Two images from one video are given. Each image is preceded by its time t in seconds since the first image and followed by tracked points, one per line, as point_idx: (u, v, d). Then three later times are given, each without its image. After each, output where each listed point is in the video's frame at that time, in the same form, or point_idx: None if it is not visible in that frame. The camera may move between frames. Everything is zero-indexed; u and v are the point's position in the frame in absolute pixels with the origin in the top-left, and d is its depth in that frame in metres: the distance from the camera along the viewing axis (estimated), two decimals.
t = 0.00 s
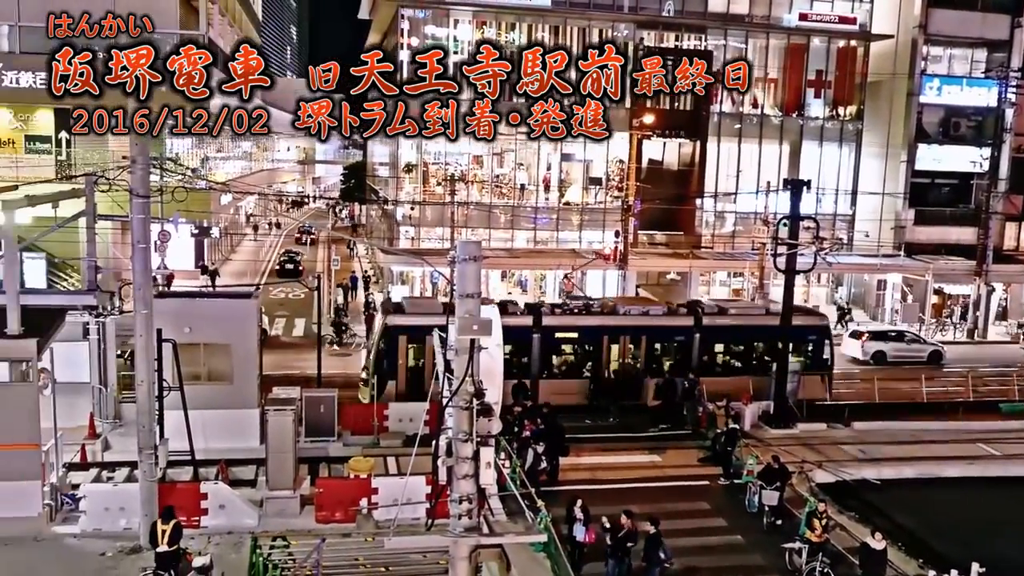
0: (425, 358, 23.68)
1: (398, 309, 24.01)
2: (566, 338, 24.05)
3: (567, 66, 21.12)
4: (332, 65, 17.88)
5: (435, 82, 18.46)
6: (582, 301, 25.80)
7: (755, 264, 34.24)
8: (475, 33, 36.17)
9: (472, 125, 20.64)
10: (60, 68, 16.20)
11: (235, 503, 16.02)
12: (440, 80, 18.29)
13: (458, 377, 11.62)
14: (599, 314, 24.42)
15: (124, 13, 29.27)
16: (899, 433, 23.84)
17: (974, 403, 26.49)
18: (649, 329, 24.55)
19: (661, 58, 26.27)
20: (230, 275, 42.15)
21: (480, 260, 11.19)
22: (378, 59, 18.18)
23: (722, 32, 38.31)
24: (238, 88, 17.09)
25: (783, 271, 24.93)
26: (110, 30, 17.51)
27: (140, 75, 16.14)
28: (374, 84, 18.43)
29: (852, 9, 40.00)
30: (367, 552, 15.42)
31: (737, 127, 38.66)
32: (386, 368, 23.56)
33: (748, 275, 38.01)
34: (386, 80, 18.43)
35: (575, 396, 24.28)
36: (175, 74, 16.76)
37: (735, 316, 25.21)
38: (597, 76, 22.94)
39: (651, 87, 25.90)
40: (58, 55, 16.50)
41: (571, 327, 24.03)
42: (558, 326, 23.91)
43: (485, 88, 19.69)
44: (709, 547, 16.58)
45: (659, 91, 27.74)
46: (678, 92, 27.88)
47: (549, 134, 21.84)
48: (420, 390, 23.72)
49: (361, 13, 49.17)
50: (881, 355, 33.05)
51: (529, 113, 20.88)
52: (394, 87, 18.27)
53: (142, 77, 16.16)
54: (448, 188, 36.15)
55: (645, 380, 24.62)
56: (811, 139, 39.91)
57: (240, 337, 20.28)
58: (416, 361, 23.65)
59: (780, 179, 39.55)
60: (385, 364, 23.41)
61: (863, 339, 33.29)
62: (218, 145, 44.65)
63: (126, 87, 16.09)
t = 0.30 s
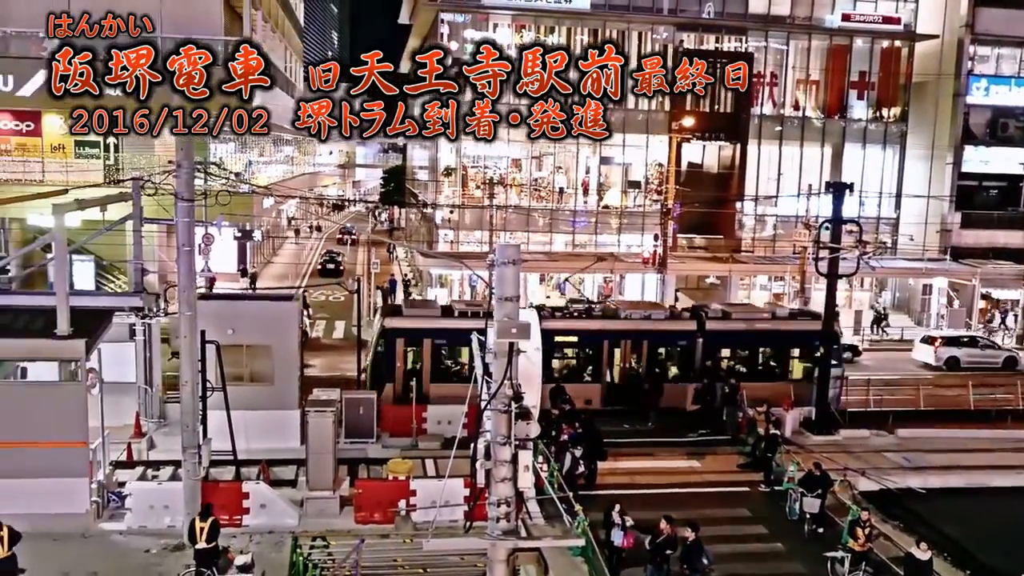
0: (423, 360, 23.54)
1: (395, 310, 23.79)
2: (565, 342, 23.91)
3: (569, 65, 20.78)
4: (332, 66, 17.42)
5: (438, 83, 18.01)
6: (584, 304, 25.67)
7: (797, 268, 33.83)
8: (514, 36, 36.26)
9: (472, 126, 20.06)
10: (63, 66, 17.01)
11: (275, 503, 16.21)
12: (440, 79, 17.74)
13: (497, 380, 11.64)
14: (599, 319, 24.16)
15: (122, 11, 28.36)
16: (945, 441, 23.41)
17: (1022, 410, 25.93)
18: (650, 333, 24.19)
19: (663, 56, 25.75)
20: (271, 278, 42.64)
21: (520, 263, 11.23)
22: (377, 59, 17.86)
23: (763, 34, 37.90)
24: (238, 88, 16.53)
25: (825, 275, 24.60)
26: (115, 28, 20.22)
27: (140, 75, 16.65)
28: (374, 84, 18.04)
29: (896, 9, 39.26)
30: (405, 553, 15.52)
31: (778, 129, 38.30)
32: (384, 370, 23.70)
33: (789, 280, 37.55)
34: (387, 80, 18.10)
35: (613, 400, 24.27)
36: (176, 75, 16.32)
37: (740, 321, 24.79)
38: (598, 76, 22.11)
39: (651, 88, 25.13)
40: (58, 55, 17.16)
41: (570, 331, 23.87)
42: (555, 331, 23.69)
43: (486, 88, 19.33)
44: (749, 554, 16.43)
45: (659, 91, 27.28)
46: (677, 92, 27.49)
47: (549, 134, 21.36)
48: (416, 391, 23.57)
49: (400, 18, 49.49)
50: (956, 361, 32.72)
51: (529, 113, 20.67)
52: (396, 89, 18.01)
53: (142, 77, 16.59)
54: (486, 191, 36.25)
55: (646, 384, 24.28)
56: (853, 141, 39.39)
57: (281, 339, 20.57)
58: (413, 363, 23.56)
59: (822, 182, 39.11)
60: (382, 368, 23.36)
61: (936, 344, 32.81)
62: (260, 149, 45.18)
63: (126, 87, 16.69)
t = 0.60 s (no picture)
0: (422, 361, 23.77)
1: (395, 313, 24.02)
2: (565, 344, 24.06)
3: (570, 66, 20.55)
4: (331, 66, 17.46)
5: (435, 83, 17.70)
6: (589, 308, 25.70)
7: (841, 271, 33.29)
8: (556, 39, 36.44)
9: (471, 127, 19.72)
10: (64, 65, 18.48)
11: (318, 503, 16.44)
12: (440, 79, 17.70)
13: (536, 383, 11.64)
14: (615, 323, 24.18)
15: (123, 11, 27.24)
16: (994, 448, 22.92)
17: None
18: (654, 336, 24.12)
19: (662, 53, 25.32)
20: (313, 280, 43.11)
21: (560, 266, 11.24)
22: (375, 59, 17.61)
23: (807, 34, 37.46)
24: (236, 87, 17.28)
25: (870, 279, 24.19)
26: (112, 28, 21.48)
27: (140, 74, 17.83)
28: (372, 84, 17.85)
29: (945, 8, 38.32)
30: (446, 554, 15.61)
31: (822, 131, 37.81)
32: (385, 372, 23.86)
33: (834, 283, 37.04)
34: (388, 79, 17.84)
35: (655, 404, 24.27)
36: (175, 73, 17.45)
37: (747, 325, 24.62)
38: (598, 76, 21.97)
39: (650, 89, 24.73)
40: (59, 55, 18.52)
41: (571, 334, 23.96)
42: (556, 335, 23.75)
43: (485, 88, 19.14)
44: (792, 560, 16.25)
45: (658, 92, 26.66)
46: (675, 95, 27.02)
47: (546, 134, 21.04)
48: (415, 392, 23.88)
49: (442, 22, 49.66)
50: None
51: (528, 113, 20.71)
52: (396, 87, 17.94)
53: (141, 76, 17.84)
54: (527, 194, 36.29)
55: (647, 388, 24.31)
56: (900, 142, 38.74)
57: (323, 340, 20.76)
58: (413, 366, 23.81)
59: (867, 185, 38.44)
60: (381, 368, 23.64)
61: (1013, 350, 32.34)
62: (303, 153, 45.67)
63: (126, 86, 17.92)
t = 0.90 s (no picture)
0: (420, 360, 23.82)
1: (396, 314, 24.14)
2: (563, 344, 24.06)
3: (570, 66, 22.02)
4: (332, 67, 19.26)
5: (436, 84, 19.76)
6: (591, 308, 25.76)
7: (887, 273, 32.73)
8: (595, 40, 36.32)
9: (472, 126, 21.27)
10: (65, 65, 21.74)
11: (356, 501, 16.59)
12: (439, 80, 19.84)
13: (575, 384, 11.60)
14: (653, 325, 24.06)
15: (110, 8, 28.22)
16: None
17: None
18: (654, 337, 23.94)
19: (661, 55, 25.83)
20: (354, 280, 43.54)
21: (599, 267, 11.21)
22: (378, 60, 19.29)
23: (851, 34, 37.00)
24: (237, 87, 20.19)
25: (915, 281, 23.74)
26: (110, 29, 26.12)
27: (139, 74, 20.89)
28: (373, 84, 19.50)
29: (994, 5, 37.36)
30: (484, 554, 15.64)
31: (867, 132, 37.13)
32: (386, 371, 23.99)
33: (878, 286, 36.49)
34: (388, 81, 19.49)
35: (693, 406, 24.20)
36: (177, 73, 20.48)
37: (747, 327, 24.38)
38: (597, 77, 23.34)
39: (652, 89, 25.82)
40: (59, 57, 21.72)
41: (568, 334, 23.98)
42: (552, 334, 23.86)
43: (487, 89, 20.82)
44: (834, 566, 16.06)
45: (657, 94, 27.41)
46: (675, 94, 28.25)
47: (548, 135, 22.34)
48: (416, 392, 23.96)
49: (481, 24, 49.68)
50: None
51: (529, 113, 21.90)
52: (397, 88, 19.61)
53: (141, 76, 20.94)
54: (566, 196, 36.24)
55: (666, 390, 24.01)
56: (947, 143, 37.99)
57: (363, 340, 20.96)
58: (412, 364, 23.89)
59: (913, 186, 37.77)
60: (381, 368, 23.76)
61: None
62: (344, 156, 46.12)
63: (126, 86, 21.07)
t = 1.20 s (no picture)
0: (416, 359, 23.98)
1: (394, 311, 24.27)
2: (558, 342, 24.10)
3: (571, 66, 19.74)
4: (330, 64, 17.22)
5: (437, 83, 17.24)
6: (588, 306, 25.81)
7: (929, 273, 32.13)
8: (631, 37, 36.42)
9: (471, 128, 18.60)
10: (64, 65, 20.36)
11: (390, 497, 16.57)
12: (441, 79, 17.34)
13: (609, 383, 11.43)
14: (689, 324, 23.76)
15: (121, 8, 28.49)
16: None
17: None
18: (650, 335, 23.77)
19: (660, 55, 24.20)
20: (388, 278, 43.62)
21: (635, 266, 11.06)
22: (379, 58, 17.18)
23: (893, 29, 36.46)
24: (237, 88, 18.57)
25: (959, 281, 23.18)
26: (108, 29, 27.23)
27: (140, 74, 19.60)
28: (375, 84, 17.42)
29: None
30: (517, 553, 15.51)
31: (910, 129, 36.49)
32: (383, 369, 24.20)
33: (921, 286, 35.80)
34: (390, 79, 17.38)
35: (730, 405, 23.92)
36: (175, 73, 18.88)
37: (745, 325, 24.08)
38: (598, 76, 20.86)
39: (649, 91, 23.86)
40: (60, 55, 20.41)
41: (561, 332, 24.02)
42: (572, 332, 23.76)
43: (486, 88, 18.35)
44: (874, 570, 15.72)
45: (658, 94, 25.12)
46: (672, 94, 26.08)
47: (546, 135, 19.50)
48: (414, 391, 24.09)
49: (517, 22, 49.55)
50: None
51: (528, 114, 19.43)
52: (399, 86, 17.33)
53: (141, 76, 19.60)
54: (602, 194, 36.02)
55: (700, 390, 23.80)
56: (995, 140, 37.02)
57: (397, 338, 20.98)
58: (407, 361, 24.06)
59: (958, 184, 36.93)
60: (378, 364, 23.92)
61: None
62: (379, 154, 46.25)
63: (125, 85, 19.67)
